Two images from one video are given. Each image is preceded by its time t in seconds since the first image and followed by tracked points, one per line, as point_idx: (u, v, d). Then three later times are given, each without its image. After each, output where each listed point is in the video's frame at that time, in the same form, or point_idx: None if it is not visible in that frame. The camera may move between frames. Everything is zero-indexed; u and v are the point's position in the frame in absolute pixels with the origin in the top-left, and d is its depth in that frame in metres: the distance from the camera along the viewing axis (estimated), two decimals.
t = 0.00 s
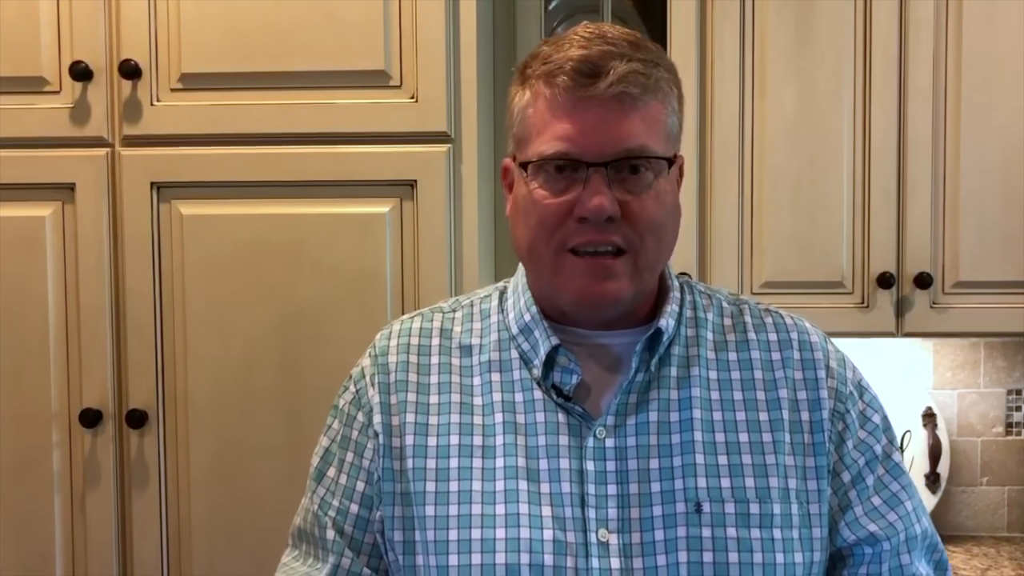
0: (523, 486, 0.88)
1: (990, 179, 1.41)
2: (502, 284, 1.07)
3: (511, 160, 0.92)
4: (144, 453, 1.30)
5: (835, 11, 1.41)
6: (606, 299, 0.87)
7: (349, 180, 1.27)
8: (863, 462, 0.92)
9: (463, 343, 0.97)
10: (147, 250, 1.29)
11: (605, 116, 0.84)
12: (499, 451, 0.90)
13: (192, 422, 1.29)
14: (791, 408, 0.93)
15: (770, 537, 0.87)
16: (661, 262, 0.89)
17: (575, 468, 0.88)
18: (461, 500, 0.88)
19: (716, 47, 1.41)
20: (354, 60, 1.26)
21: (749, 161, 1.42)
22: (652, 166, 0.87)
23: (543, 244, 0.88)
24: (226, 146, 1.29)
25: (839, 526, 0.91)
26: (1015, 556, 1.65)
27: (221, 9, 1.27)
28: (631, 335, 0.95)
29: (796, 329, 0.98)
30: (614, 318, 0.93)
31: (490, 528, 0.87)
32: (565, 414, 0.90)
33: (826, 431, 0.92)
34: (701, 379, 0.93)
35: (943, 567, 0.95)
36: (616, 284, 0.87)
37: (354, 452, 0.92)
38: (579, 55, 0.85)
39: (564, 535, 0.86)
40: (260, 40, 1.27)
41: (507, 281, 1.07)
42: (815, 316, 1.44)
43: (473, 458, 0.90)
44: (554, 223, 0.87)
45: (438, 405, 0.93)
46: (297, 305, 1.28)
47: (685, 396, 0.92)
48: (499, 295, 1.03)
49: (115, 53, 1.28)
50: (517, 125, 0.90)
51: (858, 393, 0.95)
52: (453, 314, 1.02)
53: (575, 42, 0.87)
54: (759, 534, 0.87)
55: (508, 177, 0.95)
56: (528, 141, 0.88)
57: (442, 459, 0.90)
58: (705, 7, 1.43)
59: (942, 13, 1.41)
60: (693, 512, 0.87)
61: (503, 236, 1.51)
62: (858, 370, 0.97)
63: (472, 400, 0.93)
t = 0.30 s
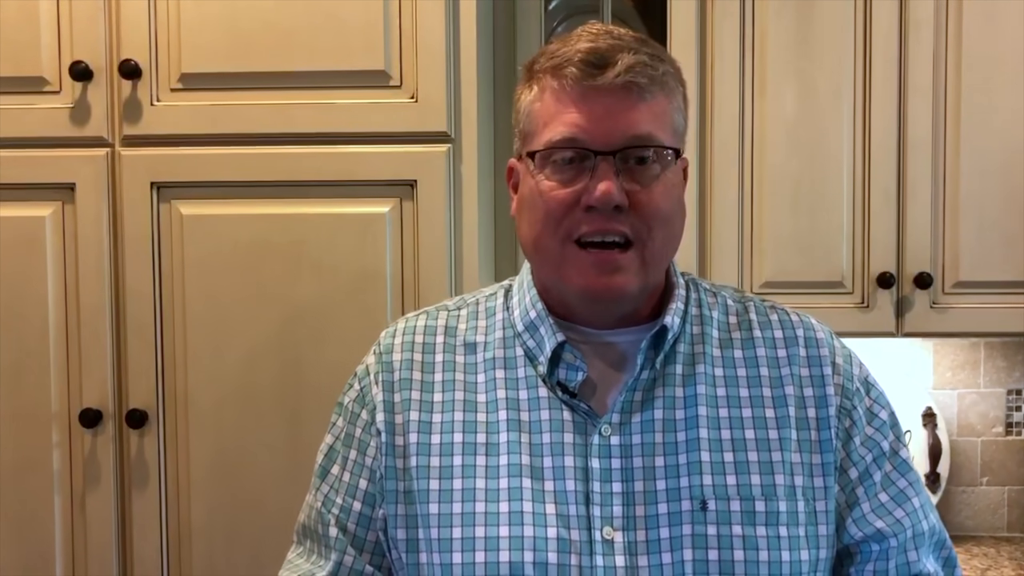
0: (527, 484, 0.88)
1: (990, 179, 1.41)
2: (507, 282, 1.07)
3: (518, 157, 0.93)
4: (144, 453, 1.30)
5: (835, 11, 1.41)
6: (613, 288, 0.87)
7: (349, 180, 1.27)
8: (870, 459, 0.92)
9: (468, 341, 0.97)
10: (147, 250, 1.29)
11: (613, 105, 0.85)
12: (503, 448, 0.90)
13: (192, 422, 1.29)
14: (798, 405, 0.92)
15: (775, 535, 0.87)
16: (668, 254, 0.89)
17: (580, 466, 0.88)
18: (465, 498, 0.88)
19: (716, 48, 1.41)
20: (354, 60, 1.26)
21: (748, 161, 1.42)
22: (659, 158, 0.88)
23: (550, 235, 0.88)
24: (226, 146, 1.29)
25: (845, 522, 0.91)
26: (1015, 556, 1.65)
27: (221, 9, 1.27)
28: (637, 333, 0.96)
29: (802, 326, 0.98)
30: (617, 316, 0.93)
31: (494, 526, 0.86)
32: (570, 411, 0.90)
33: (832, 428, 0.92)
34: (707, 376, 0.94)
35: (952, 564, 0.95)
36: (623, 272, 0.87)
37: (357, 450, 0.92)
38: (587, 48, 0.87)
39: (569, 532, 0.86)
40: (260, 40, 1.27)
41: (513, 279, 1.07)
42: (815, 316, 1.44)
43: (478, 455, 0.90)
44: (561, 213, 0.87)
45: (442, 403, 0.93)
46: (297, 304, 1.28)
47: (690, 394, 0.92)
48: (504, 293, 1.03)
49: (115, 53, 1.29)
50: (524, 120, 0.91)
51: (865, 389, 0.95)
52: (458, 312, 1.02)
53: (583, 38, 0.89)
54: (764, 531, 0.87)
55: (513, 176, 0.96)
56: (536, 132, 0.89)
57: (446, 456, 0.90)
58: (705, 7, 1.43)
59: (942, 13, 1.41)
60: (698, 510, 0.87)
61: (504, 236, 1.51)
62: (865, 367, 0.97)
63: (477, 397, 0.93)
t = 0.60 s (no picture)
0: (532, 485, 0.88)
1: (990, 179, 1.41)
2: (512, 283, 1.07)
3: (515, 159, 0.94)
4: (144, 453, 1.30)
5: (835, 11, 1.41)
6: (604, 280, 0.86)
7: (349, 180, 1.27)
8: (874, 462, 0.92)
9: (473, 342, 0.97)
10: (147, 250, 1.29)
11: (601, 97, 0.86)
12: (508, 450, 0.90)
13: (192, 421, 1.29)
14: (802, 407, 0.92)
15: (780, 537, 0.87)
16: (662, 245, 0.88)
17: (585, 467, 0.88)
18: (470, 500, 0.88)
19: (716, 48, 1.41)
20: (354, 60, 1.26)
21: (749, 161, 1.42)
22: (651, 150, 0.87)
23: (544, 229, 0.88)
24: (226, 146, 1.29)
25: (848, 525, 0.91)
26: (1015, 556, 1.65)
27: (221, 9, 1.27)
28: (642, 333, 0.96)
29: (807, 328, 0.98)
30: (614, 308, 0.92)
31: (499, 527, 0.87)
32: (575, 412, 0.90)
33: (837, 430, 0.91)
34: (712, 377, 0.93)
35: (953, 568, 0.95)
36: (615, 264, 0.86)
37: (362, 451, 0.92)
38: (576, 43, 0.88)
39: (574, 533, 0.86)
40: (260, 40, 1.27)
41: (518, 280, 1.07)
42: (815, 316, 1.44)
43: (483, 457, 0.90)
44: (554, 207, 0.87)
45: (447, 405, 0.93)
46: (298, 304, 1.28)
47: (695, 395, 0.92)
48: (510, 294, 1.03)
49: (115, 53, 1.28)
50: (519, 119, 0.92)
51: (870, 393, 0.95)
52: (463, 313, 1.02)
53: (574, 35, 0.91)
54: (769, 533, 0.87)
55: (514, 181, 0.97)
56: (529, 129, 0.90)
57: (451, 458, 0.90)
58: (705, 7, 1.43)
59: (942, 13, 1.41)
60: (703, 511, 0.87)
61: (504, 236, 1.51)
62: (869, 369, 0.97)
63: (482, 399, 0.93)
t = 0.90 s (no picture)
0: (532, 491, 0.88)
1: (990, 179, 1.41)
2: (512, 287, 1.07)
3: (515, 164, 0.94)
4: (144, 453, 1.30)
5: (835, 11, 1.40)
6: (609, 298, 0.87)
7: (349, 180, 1.27)
8: (880, 465, 0.92)
9: (472, 347, 0.98)
10: (147, 251, 1.29)
11: (606, 113, 0.86)
12: (508, 455, 0.90)
13: (192, 421, 1.29)
14: (806, 411, 0.93)
15: (785, 542, 0.87)
16: (666, 260, 0.89)
17: (586, 472, 0.88)
18: (470, 505, 0.88)
19: (716, 48, 1.41)
20: (354, 60, 1.26)
21: (748, 161, 1.42)
22: (656, 164, 0.87)
23: (548, 244, 0.88)
24: (226, 146, 1.29)
25: (855, 530, 0.91)
26: (1015, 556, 1.65)
27: (221, 9, 1.27)
28: (642, 338, 0.96)
29: (810, 330, 0.98)
30: (618, 317, 0.93)
31: (499, 533, 0.87)
32: (575, 417, 0.91)
33: (842, 434, 0.92)
34: (714, 382, 0.93)
35: (964, 571, 0.95)
36: (619, 282, 0.86)
37: (361, 459, 0.92)
38: (580, 54, 0.87)
39: (574, 539, 0.86)
40: (260, 40, 1.27)
41: (518, 284, 1.07)
42: (815, 316, 1.44)
43: (482, 462, 0.90)
44: (558, 223, 0.87)
45: (446, 410, 0.93)
46: (298, 305, 1.28)
47: (697, 399, 0.92)
48: (509, 299, 1.03)
49: (115, 53, 1.29)
50: (520, 127, 0.92)
51: (875, 395, 0.95)
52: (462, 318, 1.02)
53: (578, 44, 0.90)
54: (774, 538, 0.87)
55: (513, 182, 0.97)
56: (531, 140, 0.89)
57: (450, 463, 0.90)
58: (705, 7, 1.43)
59: (942, 12, 1.41)
60: (706, 517, 0.87)
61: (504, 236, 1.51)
62: (874, 372, 0.97)
63: (481, 404, 0.93)
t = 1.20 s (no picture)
0: (530, 491, 0.88)
1: (990, 179, 1.41)
2: (511, 289, 1.07)
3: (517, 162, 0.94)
4: (144, 453, 1.30)
5: (835, 12, 1.41)
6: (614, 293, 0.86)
7: (349, 180, 1.27)
8: (883, 466, 0.92)
9: (471, 348, 0.98)
10: (147, 251, 1.29)
11: (611, 108, 0.86)
12: (506, 456, 0.90)
13: (192, 421, 1.29)
14: (807, 412, 0.93)
15: (786, 543, 0.87)
16: (670, 256, 0.89)
17: (586, 473, 0.88)
18: (467, 506, 0.88)
19: (716, 49, 1.42)
20: (354, 60, 1.26)
21: (748, 161, 1.42)
22: (659, 160, 0.88)
23: (552, 240, 0.88)
24: (226, 146, 1.29)
25: (859, 532, 0.91)
26: (1015, 556, 1.65)
27: (221, 9, 1.27)
28: (642, 338, 0.96)
29: (812, 332, 0.98)
30: (623, 314, 0.92)
31: (496, 534, 0.87)
32: (575, 417, 0.90)
33: (844, 434, 0.92)
34: (714, 382, 0.93)
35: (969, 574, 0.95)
36: (624, 277, 0.86)
37: (358, 460, 0.92)
38: (584, 50, 0.88)
39: (573, 540, 0.86)
40: (260, 40, 1.27)
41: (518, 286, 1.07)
42: (815, 316, 1.44)
43: (480, 463, 0.90)
44: (562, 219, 0.87)
45: (444, 411, 0.93)
46: (298, 305, 1.28)
47: (698, 400, 0.92)
48: (508, 300, 1.03)
49: (115, 53, 1.28)
50: (522, 124, 0.92)
51: (878, 397, 0.95)
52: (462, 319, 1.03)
53: (581, 40, 0.90)
54: (775, 539, 0.87)
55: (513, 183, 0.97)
56: (534, 136, 0.89)
57: (448, 464, 0.90)
58: (705, 7, 1.43)
59: (942, 13, 1.41)
60: (707, 517, 0.87)
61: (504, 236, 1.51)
62: (876, 374, 0.98)
63: (479, 405, 0.93)
